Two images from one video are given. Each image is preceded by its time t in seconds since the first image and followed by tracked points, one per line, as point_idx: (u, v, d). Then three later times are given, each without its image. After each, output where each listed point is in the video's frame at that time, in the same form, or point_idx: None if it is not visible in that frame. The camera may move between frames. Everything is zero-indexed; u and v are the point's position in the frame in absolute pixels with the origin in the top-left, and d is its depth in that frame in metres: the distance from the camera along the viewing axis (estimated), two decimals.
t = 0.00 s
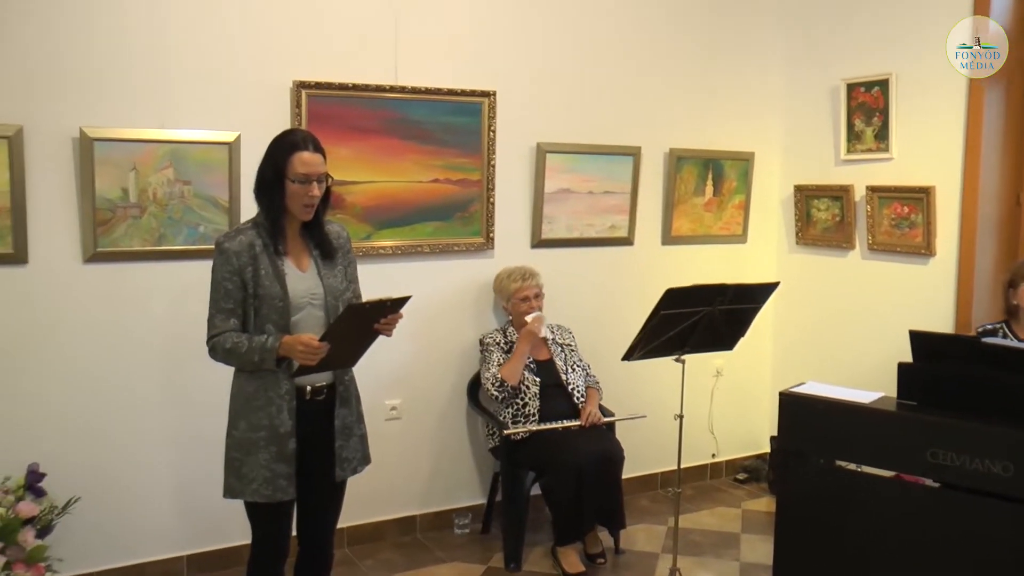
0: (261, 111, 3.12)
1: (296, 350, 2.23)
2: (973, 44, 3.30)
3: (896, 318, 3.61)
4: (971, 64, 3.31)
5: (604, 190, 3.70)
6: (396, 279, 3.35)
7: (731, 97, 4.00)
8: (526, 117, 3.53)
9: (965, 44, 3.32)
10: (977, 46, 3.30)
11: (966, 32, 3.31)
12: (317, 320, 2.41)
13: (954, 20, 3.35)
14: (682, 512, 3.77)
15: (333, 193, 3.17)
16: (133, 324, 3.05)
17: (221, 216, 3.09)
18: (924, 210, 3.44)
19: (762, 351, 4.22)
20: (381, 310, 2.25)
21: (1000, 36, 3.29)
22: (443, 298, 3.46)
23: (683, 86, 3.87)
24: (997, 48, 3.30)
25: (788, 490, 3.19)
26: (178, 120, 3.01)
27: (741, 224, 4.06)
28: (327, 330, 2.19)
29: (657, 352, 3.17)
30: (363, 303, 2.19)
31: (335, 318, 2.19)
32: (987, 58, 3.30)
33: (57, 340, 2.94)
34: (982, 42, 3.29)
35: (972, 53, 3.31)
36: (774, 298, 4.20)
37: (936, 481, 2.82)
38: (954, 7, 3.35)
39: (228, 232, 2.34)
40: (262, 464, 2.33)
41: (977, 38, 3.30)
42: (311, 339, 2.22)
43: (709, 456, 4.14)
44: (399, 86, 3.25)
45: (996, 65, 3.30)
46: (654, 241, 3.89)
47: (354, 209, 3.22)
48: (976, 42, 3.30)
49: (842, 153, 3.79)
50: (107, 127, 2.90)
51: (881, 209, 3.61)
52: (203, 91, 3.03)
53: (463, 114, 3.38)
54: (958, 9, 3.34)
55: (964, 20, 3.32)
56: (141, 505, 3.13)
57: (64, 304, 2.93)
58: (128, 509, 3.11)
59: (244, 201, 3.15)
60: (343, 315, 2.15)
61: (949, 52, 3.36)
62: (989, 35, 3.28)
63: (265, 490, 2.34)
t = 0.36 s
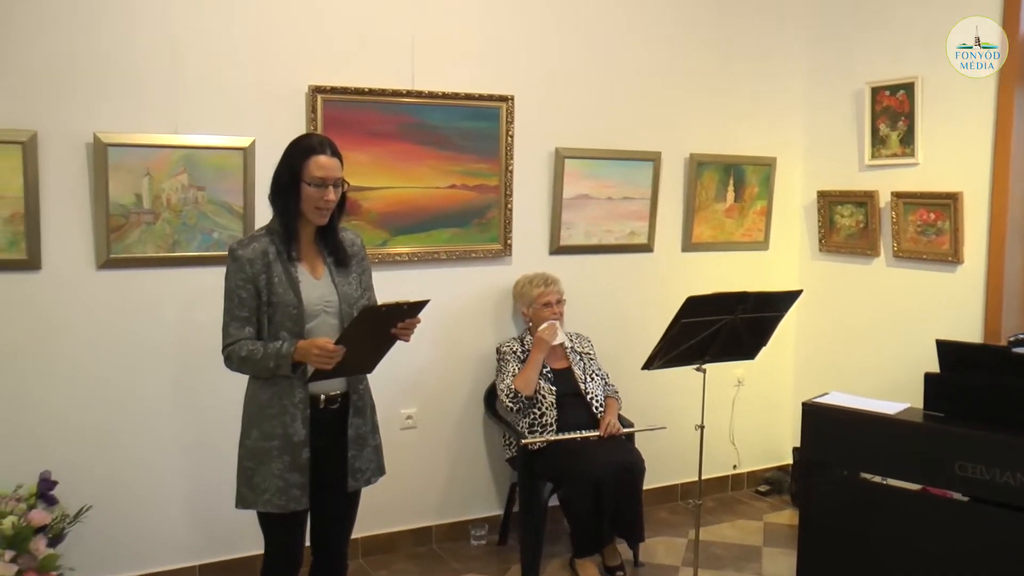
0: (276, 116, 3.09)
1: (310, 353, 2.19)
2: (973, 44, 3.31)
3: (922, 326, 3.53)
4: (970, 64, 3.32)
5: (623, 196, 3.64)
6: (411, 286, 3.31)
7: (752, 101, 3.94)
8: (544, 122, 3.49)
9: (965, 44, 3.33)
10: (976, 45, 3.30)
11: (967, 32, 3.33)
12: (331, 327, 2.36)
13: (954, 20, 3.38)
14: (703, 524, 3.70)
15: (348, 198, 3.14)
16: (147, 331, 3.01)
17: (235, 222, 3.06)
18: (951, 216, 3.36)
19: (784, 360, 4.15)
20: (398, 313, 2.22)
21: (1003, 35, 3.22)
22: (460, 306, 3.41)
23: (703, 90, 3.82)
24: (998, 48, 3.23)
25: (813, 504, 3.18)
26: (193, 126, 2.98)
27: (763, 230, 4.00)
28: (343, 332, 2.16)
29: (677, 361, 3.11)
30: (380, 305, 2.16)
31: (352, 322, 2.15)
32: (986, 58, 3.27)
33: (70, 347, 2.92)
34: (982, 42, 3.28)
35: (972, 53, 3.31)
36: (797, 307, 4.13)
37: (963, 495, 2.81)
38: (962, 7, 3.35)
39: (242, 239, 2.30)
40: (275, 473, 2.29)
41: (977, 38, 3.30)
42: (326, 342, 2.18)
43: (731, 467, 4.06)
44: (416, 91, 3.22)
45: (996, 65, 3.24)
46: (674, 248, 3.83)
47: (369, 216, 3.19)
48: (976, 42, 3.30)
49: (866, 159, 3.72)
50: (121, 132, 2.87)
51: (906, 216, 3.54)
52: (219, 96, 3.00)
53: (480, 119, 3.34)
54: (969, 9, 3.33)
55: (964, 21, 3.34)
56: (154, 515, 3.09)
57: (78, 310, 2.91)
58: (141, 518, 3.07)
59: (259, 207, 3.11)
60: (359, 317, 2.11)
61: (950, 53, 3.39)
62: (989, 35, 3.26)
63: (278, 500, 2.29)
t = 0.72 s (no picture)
0: (289, 117, 3.02)
1: (326, 360, 2.10)
2: (973, 44, 3.30)
3: (954, 333, 3.42)
4: (970, 64, 3.32)
5: (644, 199, 3.55)
6: (426, 291, 3.24)
7: (777, 101, 3.84)
8: (563, 123, 3.41)
9: (965, 44, 3.33)
10: (976, 45, 3.29)
11: (967, 32, 3.33)
12: (345, 333, 2.29)
13: (954, 20, 3.38)
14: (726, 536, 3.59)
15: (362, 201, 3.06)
16: (156, 336, 2.94)
17: (246, 225, 2.99)
18: (985, 219, 3.25)
19: (810, 368, 4.04)
20: (415, 319, 2.15)
21: (1003, 35, 3.22)
22: (477, 311, 3.33)
23: (727, 90, 3.72)
24: (998, 48, 3.23)
25: (841, 516, 3.11)
26: (203, 126, 2.91)
27: (788, 234, 3.90)
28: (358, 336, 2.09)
29: (700, 368, 3.02)
30: (396, 310, 2.09)
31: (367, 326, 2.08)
32: (986, 58, 3.27)
33: (78, 352, 2.85)
34: (982, 42, 3.28)
35: (972, 53, 3.31)
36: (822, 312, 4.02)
37: (999, 508, 2.72)
38: (964, 7, 3.35)
39: (253, 243, 2.23)
40: (287, 482, 2.22)
41: (977, 39, 3.29)
42: (340, 347, 2.10)
43: (754, 478, 3.96)
44: (432, 90, 3.15)
45: (996, 65, 3.24)
46: (697, 252, 3.74)
47: (383, 218, 3.11)
48: (976, 42, 3.29)
49: (895, 160, 3.61)
50: (130, 132, 2.81)
51: (937, 219, 3.43)
52: (231, 96, 2.93)
53: (496, 120, 3.26)
54: (970, 8, 3.33)
55: (964, 22, 3.34)
56: (162, 524, 3.02)
57: (85, 315, 2.84)
58: (149, 528, 3.00)
59: (271, 209, 3.04)
60: (375, 322, 2.05)
61: (951, 53, 3.39)
62: (989, 35, 3.26)
63: (291, 510, 2.22)
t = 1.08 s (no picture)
0: (300, 115, 2.95)
1: (338, 364, 2.04)
2: (973, 44, 3.32)
3: (985, 338, 3.31)
4: (971, 64, 3.33)
5: (663, 200, 3.46)
6: (440, 293, 3.16)
7: (800, 100, 3.74)
8: (581, 122, 3.33)
9: (965, 44, 3.34)
10: (976, 45, 3.31)
11: (967, 32, 3.34)
12: (358, 337, 2.21)
13: (954, 21, 3.40)
14: (748, 548, 3.49)
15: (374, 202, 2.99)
16: (163, 341, 2.88)
17: (255, 226, 2.91)
18: (1018, 221, 3.14)
19: (834, 374, 3.93)
20: (430, 323, 2.07)
21: (1003, 36, 3.24)
22: (492, 314, 3.25)
23: (749, 88, 3.63)
24: (998, 48, 3.25)
25: (867, 527, 3.04)
26: (211, 126, 2.84)
27: (812, 236, 3.79)
28: (372, 340, 2.02)
29: (721, 374, 2.93)
30: (412, 314, 2.01)
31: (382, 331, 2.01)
32: (986, 58, 3.28)
33: (83, 356, 2.79)
34: (982, 42, 3.29)
35: (972, 53, 3.32)
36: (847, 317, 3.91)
37: None
38: (964, 7, 3.37)
39: (265, 245, 2.16)
40: (298, 490, 2.14)
41: (977, 39, 3.31)
42: (354, 351, 2.03)
43: (777, 488, 3.86)
44: (446, 89, 3.07)
45: (996, 64, 3.25)
46: (718, 255, 3.64)
47: (396, 219, 3.04)
48: (976, 42, 3.31)
49: (923, 160, 3.51)
50: (136, 131, 2.74)
51: (968, 220, 3.32)
52: (241, 95, 2.87)
53: (513, 118, 3.18)
54: (969, 8, 3.35)
55: (964, 22, 3.36)
56: (169, 533, 2.95)
57: (90, 318, 2.78)
58: (156, 537, 2.93)
59: (281, 210, 2.97)
60: (390, 327, 1.97)
61: (951, 53, 3.40)
62: (989, 35, 3.28)
63: (301, 518, 2.15)
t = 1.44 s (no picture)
0: (305, 112, 2.87)
1: (344, 367, 1.96)
2: (973, 44, 3.32)
3: (1010, 341, 3.21)
4: (970, 64, 3.33)
5: (677, 199, 3.38)
6: (448, 294, 3.08)
7: (818, 96, 3.65)
8: (592, 119, 3.24)
9: (965, 44, 3.34)
10: (976, 45, 3.31)
11: (967, 32, 3.34)
12: (365, 340, 2.13)
13: (954, 20, 3.39)
14: (764, 557, 3.40)
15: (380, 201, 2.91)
16: (164, 344, 2.81)
17: (258, 226, 2.84)
18: None
19: (853, 378, 3.84)
20: (436, 324, 1.99)
21: (1003, 36, 3.23)
22: (501, 316, 3.17)
23: (765, 84, 3.54)
24: (998, 48, 3.24)
25: (888, 537, 2.95)
26: (213, 123, 2.77)
27: (830, 236, 3.70)
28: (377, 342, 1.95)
29: (737, 378, 2.85)
30: (417, 315, 1.93)
31: (387, 333, 1.93)
32: (986, 58, 3.27)
33: (81, 359, 2.72)
34: (982, 42, 3.29)
35: (972, 53, 3.32)
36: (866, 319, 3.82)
37: None
38: (964, 7, 3.36)
39: (269, 245, 2.08)
40: (302, 496, 2.07)
41: (977, 39, 3.31)
42: (360, 354, 1.95)
43: (794, 495, 3.76)
44: (455, 85, 2.99)
45: (995, 64, 3.23)
46: (734, 256, 3.55)
47: (403, 219, 2.96)
48: (976, 42, 3.31)
49: (946, 158, 3.41)
50: (136, 129, 2.68)
51: (992, 220, 3.22)
52: (244, 92, 2.79)
53: (522, 115, 3.10)
54: (970, 8, 3.34)
55: (964, 22, 3.35)
56: (169, 541, 2.88)
57: (89, 321, 2.71)
58: (156, 544, 2.87)
59: (285, 209, 2.90)
60: (395, 329, 1.90)
61: (951, 53, 3.40)
62: (990, 35, 3.27)
63: (305, 525, 2.07)
